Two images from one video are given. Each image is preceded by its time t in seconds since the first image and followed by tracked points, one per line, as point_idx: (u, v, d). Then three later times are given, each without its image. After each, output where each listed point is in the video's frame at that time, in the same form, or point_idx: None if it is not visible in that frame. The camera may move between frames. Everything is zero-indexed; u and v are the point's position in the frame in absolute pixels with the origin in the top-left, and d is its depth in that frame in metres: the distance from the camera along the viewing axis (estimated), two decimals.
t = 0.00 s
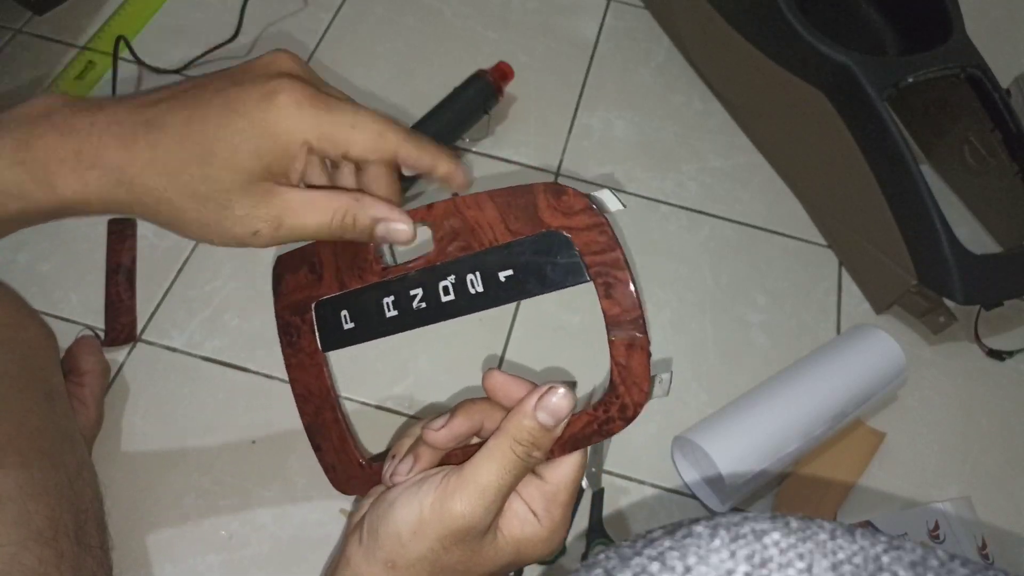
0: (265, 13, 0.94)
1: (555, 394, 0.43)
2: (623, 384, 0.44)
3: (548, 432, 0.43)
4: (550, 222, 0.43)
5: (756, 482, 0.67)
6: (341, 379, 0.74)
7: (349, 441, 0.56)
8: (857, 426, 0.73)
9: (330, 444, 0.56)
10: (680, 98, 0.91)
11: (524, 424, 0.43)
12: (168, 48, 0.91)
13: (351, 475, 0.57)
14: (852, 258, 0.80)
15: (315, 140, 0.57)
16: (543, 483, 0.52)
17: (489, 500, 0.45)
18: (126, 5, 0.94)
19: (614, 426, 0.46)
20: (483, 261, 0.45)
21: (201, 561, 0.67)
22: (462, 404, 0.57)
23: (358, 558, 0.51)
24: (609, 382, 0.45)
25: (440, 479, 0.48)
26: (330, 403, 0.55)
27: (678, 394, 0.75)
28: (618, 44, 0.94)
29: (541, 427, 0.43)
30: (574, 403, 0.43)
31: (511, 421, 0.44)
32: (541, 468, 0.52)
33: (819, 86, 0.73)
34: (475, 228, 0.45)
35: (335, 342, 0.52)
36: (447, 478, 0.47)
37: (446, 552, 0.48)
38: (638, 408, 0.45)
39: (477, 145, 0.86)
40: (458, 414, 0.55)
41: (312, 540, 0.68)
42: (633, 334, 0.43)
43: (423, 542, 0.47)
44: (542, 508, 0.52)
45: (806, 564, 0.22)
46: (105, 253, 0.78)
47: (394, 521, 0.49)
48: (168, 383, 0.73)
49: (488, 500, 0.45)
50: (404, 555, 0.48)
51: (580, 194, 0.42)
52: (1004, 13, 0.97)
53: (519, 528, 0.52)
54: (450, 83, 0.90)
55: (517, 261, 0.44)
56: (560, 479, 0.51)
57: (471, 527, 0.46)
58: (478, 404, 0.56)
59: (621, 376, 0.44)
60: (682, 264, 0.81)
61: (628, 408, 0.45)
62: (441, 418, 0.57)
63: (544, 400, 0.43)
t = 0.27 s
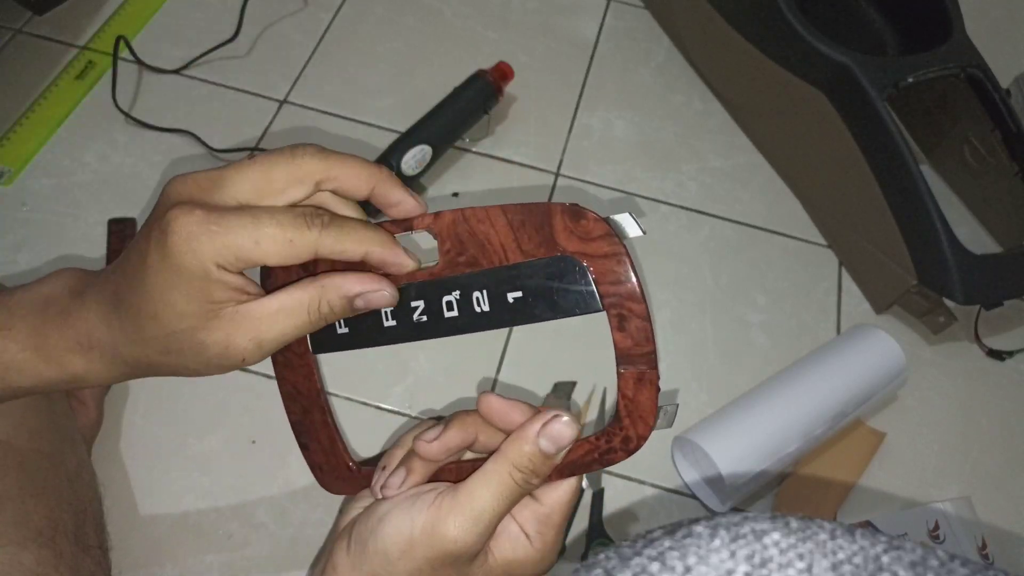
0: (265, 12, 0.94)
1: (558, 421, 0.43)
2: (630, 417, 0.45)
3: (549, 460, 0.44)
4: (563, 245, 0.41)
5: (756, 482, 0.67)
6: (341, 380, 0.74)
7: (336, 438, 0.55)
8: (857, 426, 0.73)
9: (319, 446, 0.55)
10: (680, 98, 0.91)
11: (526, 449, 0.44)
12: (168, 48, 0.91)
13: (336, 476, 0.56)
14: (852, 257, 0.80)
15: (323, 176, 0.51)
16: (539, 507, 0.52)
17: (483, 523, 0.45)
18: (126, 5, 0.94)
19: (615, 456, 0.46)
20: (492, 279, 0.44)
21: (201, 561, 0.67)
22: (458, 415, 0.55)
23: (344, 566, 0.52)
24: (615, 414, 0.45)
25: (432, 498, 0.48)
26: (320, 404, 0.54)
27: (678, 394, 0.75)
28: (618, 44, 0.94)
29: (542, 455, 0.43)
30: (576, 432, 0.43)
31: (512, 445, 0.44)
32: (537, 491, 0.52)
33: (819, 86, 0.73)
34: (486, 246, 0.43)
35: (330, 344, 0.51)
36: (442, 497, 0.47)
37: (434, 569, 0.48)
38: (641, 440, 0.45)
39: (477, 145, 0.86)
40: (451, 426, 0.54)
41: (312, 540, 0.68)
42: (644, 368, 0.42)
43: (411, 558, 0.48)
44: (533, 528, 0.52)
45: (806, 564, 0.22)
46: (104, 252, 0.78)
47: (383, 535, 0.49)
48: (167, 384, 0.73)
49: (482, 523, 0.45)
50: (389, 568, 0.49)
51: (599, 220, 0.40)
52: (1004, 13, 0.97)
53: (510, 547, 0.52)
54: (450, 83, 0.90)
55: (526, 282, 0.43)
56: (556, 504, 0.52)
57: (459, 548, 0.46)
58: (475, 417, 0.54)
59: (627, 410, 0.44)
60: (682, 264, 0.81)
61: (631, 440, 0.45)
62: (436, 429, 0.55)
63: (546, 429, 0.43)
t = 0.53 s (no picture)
0: (265, 12, 0.94)
1: (541, 400, 0.43)
2: (610, 392, 0.43)
3: (532, 439, 0.43)
4: (548, 230, 0.43)
5: (756, 482, 0.67)
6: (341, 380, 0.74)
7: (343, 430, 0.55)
8: (857, 426, 0.73)
9: (325, 443, 0.56)
10: (680, 98, 0.91)
11: (510, 429, 0.43)
12: (168, 49, 0.91)
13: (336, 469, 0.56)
14: (852, 258, 0.80)
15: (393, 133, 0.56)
16: (527, 490, 0.51)
17: (470, 503, 0.45)
18: (126, 5, 0.94)
19: (599, 437, 0.44)
20: (484, 266, 0.45)
21: (201, 561, 0.67)
22: (451, 403, 0.57)
23: (340, 557, 0.52)
24: (596, 391, 0.44)
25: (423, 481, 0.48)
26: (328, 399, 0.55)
27: (678, 394, 0.75)
28: (618, 44, 0.94)
29: (525, 434, 0.43)
30: (559, 412, 0.43)
31: (496, 427, 0.44)
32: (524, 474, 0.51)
33: (819, 86, 0.73)
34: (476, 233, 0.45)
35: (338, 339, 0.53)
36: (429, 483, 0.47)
37: (424, 555, 0.48)
38: (623, 419, 0.43)
39: (477, 145, 0.86)
40: (442, 413, 0.55)
41: (312, 540, 0.68)
42: (622, 344, 0.41)
43: (403, 543, 0.48)
44: (525, 514, 0.51)
45: (806, 564, 0.22)
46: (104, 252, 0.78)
47: (375, 522, 0.49)
48: (168, 384, 0.73)
49: (469, 504, 0.45)
50: (382, 555, 0.49)
51: (579, 203, 0.42)
52: (1003, 14, 0.97)
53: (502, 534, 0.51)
54: (450, 83, 0.90)
55: (514, 267, 0.44)
56: (546, 488, 0.51)
57: (449, 530, 0.46)
58: (465, 405, 0.56)
59: (607, 386, 0.43)
60: (682, 264, 0.81)
61: (614, 418, 0.43)
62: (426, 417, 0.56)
63: (532, 407, 0.43)
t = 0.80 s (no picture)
0: (265, 12, 0.94)
1: (567, 354, 0.44)
2: (633, 349, 0.46)
3: (554, 392, 0.44)
4: (583, 178, 0.46)
5: (756, 482, 0.67)
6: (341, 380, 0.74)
7: (376, 371, 0.60)
8: (857, 426, 0.73)
9: (358, 377, 0.60)
10: (679, 98, 0.91)
11: (533, 381, 0.44)
12: (168, 49, 0.91)
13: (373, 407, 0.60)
14: (852, 258, 0.80)
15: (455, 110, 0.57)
16: (548, 442, 0.54)
17: (490, 453, 0.46)
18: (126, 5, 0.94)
19: (619, 391, 0.48)
20: (514, 211, 0.49)
21: (201, 561, 0.67)
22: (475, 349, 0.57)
23: (364, 485, 0.54)
24: (619, 346, 0.47)
25: (442, 425, 0.49)
26: (362, 334, 0.59)
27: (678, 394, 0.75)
28: (618, 43, 0.94)
29: (547, 388, 0.44)
30: (581, 367, 0.44)
31: (519, 378, 0.44)
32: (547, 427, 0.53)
33: (818, 86, 0.73)
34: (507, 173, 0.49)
35: (373, 278, 0.57)
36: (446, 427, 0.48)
37: (433, 491, 0.50)
38: (645, 375, 0.46)
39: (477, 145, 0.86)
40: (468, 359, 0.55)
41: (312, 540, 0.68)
42: (649, 299, 0.45)
43: (414, 479, 0.50)
44: (545, 466, 0.54)
45: (806, 564, 0.22)
46: (104, 252, 0.78)
47: (395, 455, 0.51)
48: (168, 384, 0.73)
49: (489, 455, 0.46)
50: (400, 488, 0.51)
51: (615, 154, 0.45)
52: (1003, 14, 0.97)
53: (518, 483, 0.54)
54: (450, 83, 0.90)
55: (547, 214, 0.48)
56: (564, 440, 0.53)
57: (464, 475, 0.47)
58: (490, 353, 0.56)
59: (631, 340, 0.46)
60: (682, 264, 0.81)
61: (636, 373, 0.47)
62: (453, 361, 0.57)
63: (556, 362, 0.44)
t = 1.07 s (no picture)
0: (265, 13, 0.94)
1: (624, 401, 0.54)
2: (670, 419, 0.53)
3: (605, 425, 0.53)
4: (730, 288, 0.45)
5: (757, 482, 0.67)
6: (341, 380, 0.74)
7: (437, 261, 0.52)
8: (857, 425, 0.73)
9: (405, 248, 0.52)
10: (679, 98, 0.91)
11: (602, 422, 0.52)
12: (168, 49, 0.91)
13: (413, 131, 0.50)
14: (852, 258, 0.80)
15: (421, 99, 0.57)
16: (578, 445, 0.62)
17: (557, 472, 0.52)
18: (126, 5, 0.94)
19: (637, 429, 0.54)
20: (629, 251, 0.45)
21: (200, 561, 0.67)
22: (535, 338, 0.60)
23: (411, 483, 0.53)
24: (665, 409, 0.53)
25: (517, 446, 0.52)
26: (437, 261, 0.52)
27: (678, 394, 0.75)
28: (618, 44, 0.94)
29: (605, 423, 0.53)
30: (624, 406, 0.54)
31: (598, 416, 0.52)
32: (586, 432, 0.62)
33: (818, 86, 0.73)
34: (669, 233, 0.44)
35: (480, 199, 0.48)
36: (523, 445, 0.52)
37: (493, 497, 0.52)
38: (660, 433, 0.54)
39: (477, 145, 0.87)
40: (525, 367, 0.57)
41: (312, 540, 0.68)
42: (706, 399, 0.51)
43: (484, 490, 0.51)
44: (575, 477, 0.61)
45: (806, 564, 0.22)
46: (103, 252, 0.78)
47: (466, 468, 0.51)
48: (168, 384, 0.73)
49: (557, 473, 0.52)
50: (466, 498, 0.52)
51: (769, 288, 0.45)
52: (1003, 14, 0.97)
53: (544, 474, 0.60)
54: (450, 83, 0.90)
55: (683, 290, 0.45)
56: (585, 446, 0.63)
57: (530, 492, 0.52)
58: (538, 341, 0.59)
59: (673, 411, 0.53)
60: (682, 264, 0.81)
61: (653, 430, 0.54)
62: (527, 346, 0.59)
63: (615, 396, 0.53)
